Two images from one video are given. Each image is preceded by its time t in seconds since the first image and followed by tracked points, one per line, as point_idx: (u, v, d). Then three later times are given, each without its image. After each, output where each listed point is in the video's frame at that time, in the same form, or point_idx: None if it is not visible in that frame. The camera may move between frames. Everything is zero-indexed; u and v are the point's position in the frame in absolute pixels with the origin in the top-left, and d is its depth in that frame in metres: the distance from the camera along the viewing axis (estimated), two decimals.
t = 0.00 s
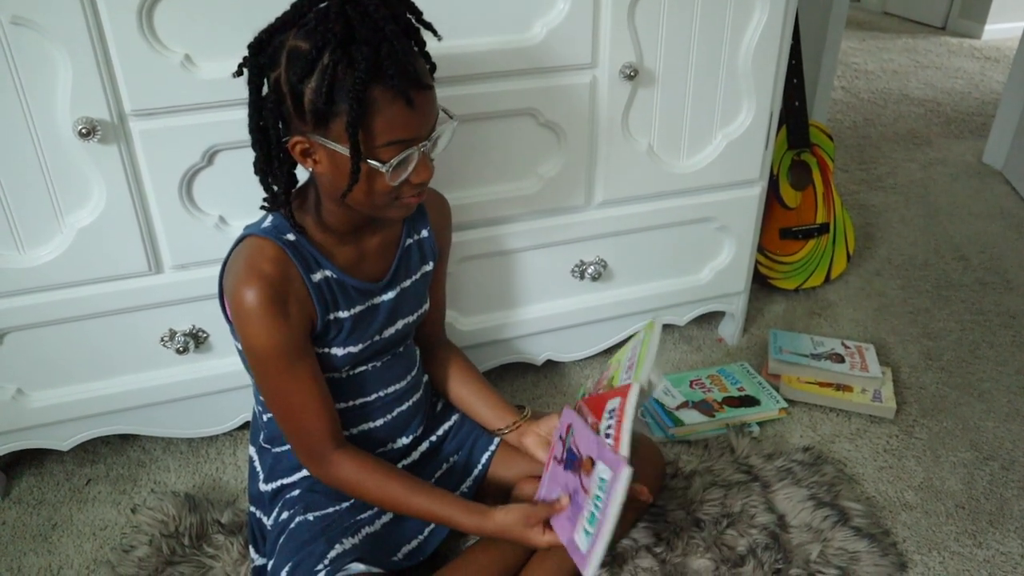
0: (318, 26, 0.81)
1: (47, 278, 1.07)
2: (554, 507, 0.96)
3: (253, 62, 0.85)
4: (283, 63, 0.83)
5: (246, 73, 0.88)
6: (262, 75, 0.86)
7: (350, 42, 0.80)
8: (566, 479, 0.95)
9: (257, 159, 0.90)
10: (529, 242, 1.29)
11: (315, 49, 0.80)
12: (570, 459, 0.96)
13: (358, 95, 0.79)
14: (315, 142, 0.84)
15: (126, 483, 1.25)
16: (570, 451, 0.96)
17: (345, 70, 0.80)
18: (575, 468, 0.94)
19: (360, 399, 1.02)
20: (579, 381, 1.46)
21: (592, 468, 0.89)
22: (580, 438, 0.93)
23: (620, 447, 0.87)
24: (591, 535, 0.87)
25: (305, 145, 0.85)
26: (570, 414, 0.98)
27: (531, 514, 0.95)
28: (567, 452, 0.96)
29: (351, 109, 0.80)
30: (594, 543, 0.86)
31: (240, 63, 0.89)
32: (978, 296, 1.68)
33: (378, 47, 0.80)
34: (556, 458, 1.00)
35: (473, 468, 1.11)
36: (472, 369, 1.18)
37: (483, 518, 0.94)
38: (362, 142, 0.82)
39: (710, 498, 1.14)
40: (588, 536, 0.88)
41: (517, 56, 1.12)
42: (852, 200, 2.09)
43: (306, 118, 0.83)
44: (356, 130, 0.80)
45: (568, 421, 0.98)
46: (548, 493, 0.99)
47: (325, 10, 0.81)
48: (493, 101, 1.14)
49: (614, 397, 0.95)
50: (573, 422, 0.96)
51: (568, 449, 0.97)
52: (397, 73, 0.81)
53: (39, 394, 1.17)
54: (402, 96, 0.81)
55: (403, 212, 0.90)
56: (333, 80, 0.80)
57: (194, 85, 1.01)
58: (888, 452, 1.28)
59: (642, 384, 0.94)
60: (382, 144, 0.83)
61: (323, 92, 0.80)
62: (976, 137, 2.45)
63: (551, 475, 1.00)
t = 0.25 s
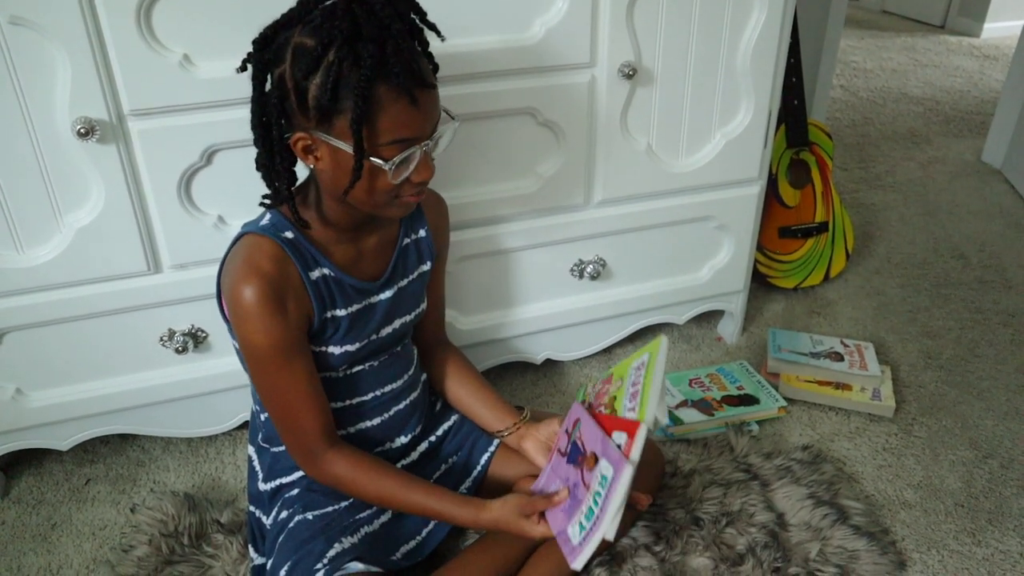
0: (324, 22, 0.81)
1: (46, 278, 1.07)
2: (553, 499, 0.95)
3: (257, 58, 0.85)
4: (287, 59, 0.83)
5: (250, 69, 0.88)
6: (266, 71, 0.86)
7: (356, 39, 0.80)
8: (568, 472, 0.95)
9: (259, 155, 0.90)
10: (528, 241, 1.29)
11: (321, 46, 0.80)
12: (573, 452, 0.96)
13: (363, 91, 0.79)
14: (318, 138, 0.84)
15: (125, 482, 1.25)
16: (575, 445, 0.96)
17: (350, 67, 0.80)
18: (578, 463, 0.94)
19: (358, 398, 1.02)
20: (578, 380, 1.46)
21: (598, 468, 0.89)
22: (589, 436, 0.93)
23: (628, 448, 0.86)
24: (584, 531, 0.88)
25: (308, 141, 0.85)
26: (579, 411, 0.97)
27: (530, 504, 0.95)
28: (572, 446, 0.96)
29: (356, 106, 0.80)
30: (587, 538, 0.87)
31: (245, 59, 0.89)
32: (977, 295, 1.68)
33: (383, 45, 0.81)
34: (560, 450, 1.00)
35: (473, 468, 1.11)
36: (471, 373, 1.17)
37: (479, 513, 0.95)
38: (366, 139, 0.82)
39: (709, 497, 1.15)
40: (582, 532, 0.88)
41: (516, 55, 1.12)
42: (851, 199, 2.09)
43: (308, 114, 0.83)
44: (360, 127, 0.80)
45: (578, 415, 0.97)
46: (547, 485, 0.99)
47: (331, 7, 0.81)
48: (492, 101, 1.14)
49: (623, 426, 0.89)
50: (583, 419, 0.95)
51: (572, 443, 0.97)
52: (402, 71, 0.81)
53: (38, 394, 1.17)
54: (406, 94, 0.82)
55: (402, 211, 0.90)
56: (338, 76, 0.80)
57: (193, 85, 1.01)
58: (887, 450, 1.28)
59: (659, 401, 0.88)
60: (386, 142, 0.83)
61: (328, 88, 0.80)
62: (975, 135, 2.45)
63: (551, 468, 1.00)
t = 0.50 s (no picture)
0: (327, 22, 0.81)
1: (45, 279, 1.07)
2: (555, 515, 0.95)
3: (257, 56, 0.85)
4: (288, 58, 0.83)
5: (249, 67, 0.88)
6: (265, 69, 0.86)
7: (359, 40, 0.80)
8: (574, 494, 0.97)
9: (257, 154, 0.90)
10: (527, 242, 1.29)
11: (323, 45, 0.80)
12: (583, 476, 0.97)
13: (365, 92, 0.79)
14: (317, 138, 0.84)
15: (124, 484, 1.25)
16: (586, 468, 0.97)
17: (353, 67, 0.80)
18: (592, 489, 0.95)
19: (354, 399, 1.02)
20: (577, 382, 1.46)
21: (625, 502, 0.93)
22: (610, 467, 0.96)
23: (672, 497, 0.91)
24: (599, 558, 0.92)
25: (306, 141, 0.84)
26: (595, 435, 0.98)
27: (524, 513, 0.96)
28: (582, 468, 0.98)
29: (358, 106, 0.80)
30: (603, 565, 0.91)
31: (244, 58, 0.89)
32: (975, 297, 1.68)
33: (386, 46, 0.81)
34: (561, 466, 0.99)
35: (472, 470, 1.11)
36: (473, 378, 1.17)
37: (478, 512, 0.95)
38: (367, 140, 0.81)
39: (707, 497, 1.15)
40: (595, 556, 0.92)
41: (515, 56, 1.12)
42: (850, 201, 2.09)
43: (309, 114, 0.83)
44: (362, 127, 0.80)
45: (593, 440, 0.98)
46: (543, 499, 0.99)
47: (334, 7, 0.81)
48: (491, 102, 1.14)
49: (665, 470, 0.93)
50: (601, 446, 0.97)
51: (581, 464, 0.98)
52: (404, 73, 0.81)
53: (36, 395, 1.17)
54: (407, 95, 0.82)
55: (399, 211, 0.90)
56: (340, 76, 0.80)
57: (192, 86, 1.01)
58: (885, 452, 1.28)
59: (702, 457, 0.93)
60: (386, 143, 0.83)
61: (330, 88, 0.80)
62: (973, 137, 2.46)
63: (547, 480, 0.99)
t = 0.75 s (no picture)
0: (327, 21, 0.80)
1: (44, 279, 1.07)
2: (544, 518, 0.96)
3: (255, 56, 0.85)
4: (288, 58, 0.82)
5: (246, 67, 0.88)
6: (263, 70, 0.86)
7: (359, 39, 0.80)
8: (565, 494, 0.99)
9: (255, 155, 0.90)
10: (526, 241, 1.29)
11: (323, 45, 0.80)
12: (575, 479, 1.00)
13: (366, 92, 0.79)
14: (317, 138, 0.84)
15: (123, 483, 1.25)
16: (579, 471, 1.01)
17: (353, 67, 0.80)
18: (583, 491, 0.98)
19: (352, 399, 1.02)
20: (576, 381, 1.46)
21: (619, 503, 0.96)
22: (604, 470, 1.00)
23: (675, 505, 0.96)
24: (593, 559, 0.92)
25: (306, 141, 0.84)
26: (589, 439, 1.03)
27: (520, 523, 0.95)
28: (574, 471, 1.01)
29: (358, 106, 0.80)
30: (597, 566, 0.92)
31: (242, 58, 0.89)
32: (974, 296, 1.68)
33: (386, 45, 0.81)
34: (552, 467, 1.02)
35: (468, 470, 1.10)
36: (472, 374, 1.19)
37: (468, 530, 0.94)
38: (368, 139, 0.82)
39: (706, 496, 1.15)
40: (589, 558, 0.92)
41: (514, 56, 1.12)
42: (850, 200, 2.09)
43: (309, 114, 0.83)
44: (363, 127, 0.80)
45: (587, 446, 1.03)
46: (528, 500, 1.00)
47: (334, 6, 0.81)
48: (490, 101, 1.14)
49: (673, 479, 0.99)
50: (595, 449, 1.02)
51: (573, 467, 1.01)
52: (404, 72, 0.81)
53: (35, 395, 1.17)
54: (407, 95, 0.82)
55: (398, 210, 0.90)
56: (340, 76, 0.80)
57: (191, 85, 1.01)
58: (884, 451, 1.28)
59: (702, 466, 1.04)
60: (387, 142, 0.83)
61: (331, 88, 0.80)
62: (972, 137, 2.46)
63: (535, 480, 1.01)
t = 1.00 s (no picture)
0: (329, 25, 0.80)
1: (43, 278, 1.07)
2: (541, 512, 0.97)
3: (257, 59, 0.84)
4: (290, 62, 0.82)
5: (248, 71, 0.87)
6: (265, 73, 0.85)
7: (362, 43, 0.80)
8: (558, 487, 0.98)
9: (257, 159, 0.89)
10: (526, 241, 1.29)
11: (325, 49, 0.79)
12: (566, 470, 0.99)
13: (370, 97, 0.79)
14: (320, 142, 0.84)
15: (122, 483, 1.25)
16: (569, 462, 0.99)
17: (356, 71, 0.80)
18: (574, 482, 0.97)
19: (353, 399, 1.02)
20: (575, 381, 1.46)
21: (607, 493, 0.94)
22: (590, 457, 0.97)
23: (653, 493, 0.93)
24: (587, 551, 0.92)
25: (309, 144, 0.84)
26: (576, 428, 1.00)
27: (517, 520, 0.95)
28: (565, 461, 0.99)
29: (362, 111, 0.80)
30: (592, 557, 0.92)
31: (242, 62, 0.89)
32: (973, 296, 1.69)
33: (389, 49, 0.81)
34: (545, 461, 1.01)
35: (468, 470, 1.10)
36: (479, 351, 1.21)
37: (467, 531, 0.94)
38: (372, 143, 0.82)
39: (705, 496, 1.15)
40: (583, 550, 0.93)
41: (513, 55, 1.12)
42: (849, 200, 2.09)
43: (312, 118, 0.83)
44: (368, 132, 0.81)
45: (574, 434, 1.00)
46: (525, 497, 1.00)
47: (335, 9, 0.80)
48: (490, 101, 1.14)
49: (649, 467, 0.94)
50: (583, 439, 0.99)
51: (564, 457, 0.99)
52: (407, 76, 0.81)
53: (34, 394, 1.16)
54: (410, 99, 0.82)
55: (401, 212, 0.91)
56: (343, 81, 0.80)
57: (191, 85, 1.01)
58: (883, 451, 1.28)
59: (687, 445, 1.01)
60: (391, 146, 0.83)
61: (334, 93, 0.80)
62: (972, 137, 2.46)
63: (530, 476, 1.01)
